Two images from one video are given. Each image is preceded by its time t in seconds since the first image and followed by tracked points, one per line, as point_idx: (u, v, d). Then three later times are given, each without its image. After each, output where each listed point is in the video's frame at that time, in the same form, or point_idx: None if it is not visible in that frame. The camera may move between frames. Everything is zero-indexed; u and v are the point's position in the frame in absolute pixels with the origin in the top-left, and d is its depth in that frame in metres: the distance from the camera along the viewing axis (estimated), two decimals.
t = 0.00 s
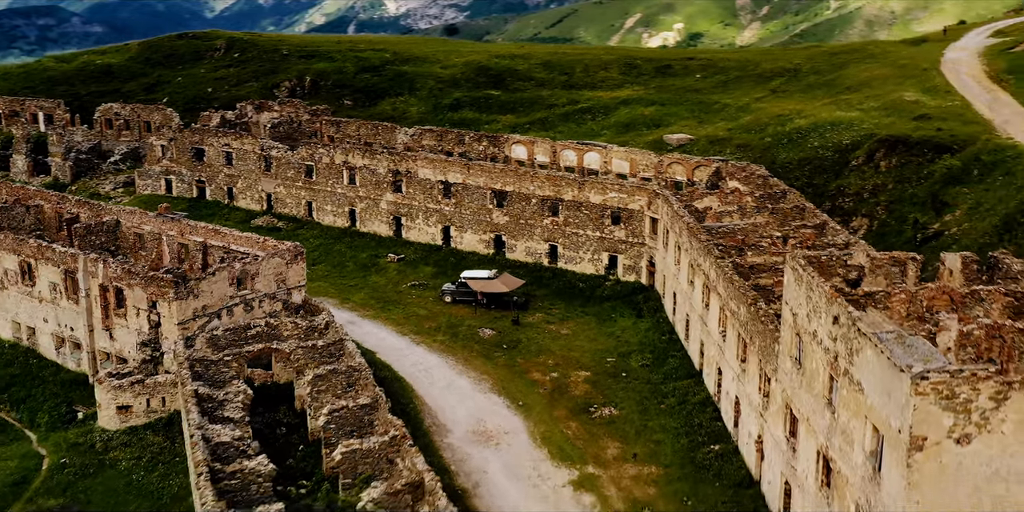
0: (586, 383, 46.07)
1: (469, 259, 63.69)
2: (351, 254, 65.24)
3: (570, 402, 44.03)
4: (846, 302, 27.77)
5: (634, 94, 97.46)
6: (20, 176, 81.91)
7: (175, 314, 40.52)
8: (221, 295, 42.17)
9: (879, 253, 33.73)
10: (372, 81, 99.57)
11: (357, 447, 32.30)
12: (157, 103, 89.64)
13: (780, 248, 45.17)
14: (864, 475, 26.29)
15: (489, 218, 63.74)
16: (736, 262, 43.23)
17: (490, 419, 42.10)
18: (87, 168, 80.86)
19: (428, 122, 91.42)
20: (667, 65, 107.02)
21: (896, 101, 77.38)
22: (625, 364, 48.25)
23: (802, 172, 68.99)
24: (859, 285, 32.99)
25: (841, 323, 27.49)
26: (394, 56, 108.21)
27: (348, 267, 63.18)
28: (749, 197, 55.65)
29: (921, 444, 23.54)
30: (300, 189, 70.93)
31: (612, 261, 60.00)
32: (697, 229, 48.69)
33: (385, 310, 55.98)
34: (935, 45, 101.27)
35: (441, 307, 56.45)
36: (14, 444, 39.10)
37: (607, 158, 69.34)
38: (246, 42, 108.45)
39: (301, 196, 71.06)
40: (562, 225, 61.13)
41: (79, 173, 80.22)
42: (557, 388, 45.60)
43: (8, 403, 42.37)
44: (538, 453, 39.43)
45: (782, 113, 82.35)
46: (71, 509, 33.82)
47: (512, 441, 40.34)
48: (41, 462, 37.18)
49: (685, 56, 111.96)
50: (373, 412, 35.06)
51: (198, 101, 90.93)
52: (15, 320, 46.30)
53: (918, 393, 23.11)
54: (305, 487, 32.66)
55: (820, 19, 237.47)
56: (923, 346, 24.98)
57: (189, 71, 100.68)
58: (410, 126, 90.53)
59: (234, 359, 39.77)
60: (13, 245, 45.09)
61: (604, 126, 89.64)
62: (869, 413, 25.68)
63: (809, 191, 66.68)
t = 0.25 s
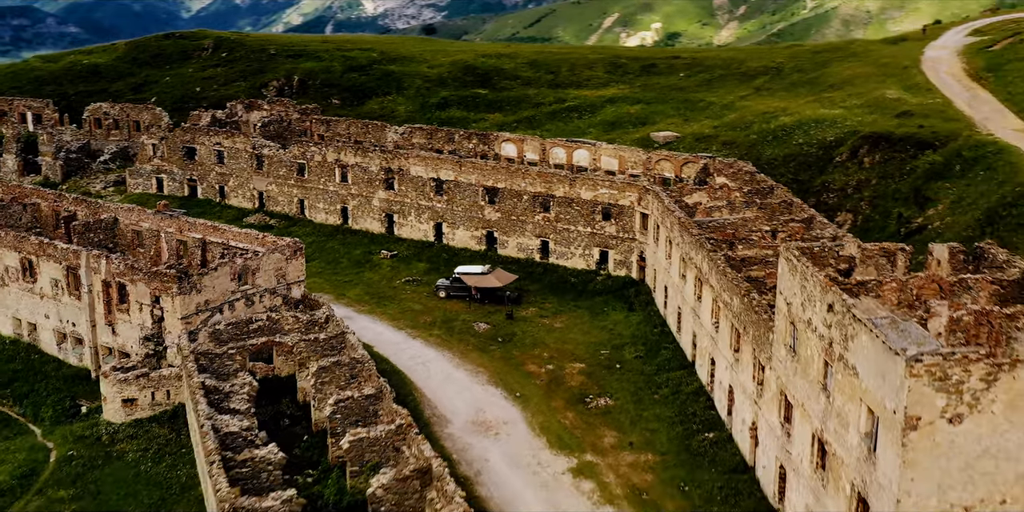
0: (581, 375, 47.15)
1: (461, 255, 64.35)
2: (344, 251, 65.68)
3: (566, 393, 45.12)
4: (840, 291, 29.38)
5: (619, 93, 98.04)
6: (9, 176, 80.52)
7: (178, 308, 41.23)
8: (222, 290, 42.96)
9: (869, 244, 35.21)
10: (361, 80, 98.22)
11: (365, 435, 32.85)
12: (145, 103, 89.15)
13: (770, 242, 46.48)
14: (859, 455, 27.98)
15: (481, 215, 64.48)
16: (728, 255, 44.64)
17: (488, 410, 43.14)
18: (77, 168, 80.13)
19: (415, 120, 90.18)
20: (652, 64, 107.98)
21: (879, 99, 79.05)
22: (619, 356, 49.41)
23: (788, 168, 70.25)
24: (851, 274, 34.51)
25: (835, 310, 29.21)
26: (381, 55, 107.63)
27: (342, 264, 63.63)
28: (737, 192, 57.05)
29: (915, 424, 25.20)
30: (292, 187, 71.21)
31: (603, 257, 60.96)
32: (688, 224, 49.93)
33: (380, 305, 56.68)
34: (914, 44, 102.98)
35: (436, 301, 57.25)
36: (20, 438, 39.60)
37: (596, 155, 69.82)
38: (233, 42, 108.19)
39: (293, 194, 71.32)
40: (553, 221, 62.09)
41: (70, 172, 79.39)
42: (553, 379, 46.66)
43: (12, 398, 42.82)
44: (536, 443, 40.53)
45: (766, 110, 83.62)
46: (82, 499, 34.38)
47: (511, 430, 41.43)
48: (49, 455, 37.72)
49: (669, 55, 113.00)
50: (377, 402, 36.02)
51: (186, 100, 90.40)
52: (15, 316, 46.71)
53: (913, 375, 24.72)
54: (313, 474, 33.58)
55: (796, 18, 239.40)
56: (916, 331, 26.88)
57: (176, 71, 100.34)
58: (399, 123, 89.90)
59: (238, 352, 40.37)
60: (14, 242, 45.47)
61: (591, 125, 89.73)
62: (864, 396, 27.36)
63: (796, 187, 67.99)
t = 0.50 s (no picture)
0: (574, 365, 48.46)
1: (452, 250, 65.31)
2: (335, 246, 66.41)
3: (561, 382, 46.45)
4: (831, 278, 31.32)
5: (603, 91, 99.03)
6: None
7: (182, 302, 41.87)
8: (224, 284, 43.69)
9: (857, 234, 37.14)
10: (346, 79, 98.47)
11: (372, 422, 34.13)
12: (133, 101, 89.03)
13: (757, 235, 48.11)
14: (851, 433, 29.76)
15: (471, 211, 65.51)
16: (718, 246, 46.31)
17: (486, 399, 44.39)
18: (67, 166, 79.69)
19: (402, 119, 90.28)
20: (634, 63, 109.19)
21: (858, 97, 81.03)
22: (610, 346, 50.81)
23: (771, 164, 71.81)
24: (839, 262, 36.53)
25: (826, 296, 31.18)
26: (365, 55, 107.40)
27: (334, 259, 64.37)
28: (723, 187, 58.58)
29: (905, 401, 26.83)
30: (283, 184, 71.79)
31: (591, 251, 62.21)
32: (677, 217, 51.42)
33: (375, 299, 57.63)
34: (891, 42, 104.99)
35: (429, 295, 58.29)
36: (27, 429, 40.26)
37: (583, 152, 71.00)
38: (219, 41, 108.34)
39: (284, 191, 71.91)
40: (542, 216, 63.22)
41: (59, 171, 78.87)
42: (547, 369, 47.96)
43: (15, 392, 43.43)
44: (533, 429, 41.84)
45: (748, 108, 85.20)
46: (93, 486, 35.17)
47: (509, 418, 42.70)
48: (57, 445, 38.43)
49: (651, 54, 114.35)
50: (382, 390, 37.17)
51: (174, 100, 90.51)
52: (17, 311, 47.35)
53: (903, 354, 26.46)
54: (319, 461, 34.58)
55: (770, 17, 241.80)
56: (904, 314, 29.21)
57: (162, 70, 100.71)
58: (387, 121, 89.38)
59: (242, 344, 41.41)
60: (16, 239, 46.03)
61: (575, 123, 89.85)
62: (856, 376, 29.21)
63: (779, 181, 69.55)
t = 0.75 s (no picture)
0: (567, 356, 49.55)
1: (444, 246, 66.17)
2: (328, 242, 67.16)
3: (555, 373, 47.54)
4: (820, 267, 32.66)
5: (588, 90, 100.04)
6: None
7: (185, 295, 42.60)
8: (226, 278, 44.45)
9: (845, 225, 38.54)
10: (334, 78, 99.13)
11: (376, 409, 35.22)
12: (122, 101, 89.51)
13: (745, 228, 49.37)
14: (841, 414, 31.06)
15: (462, 207, 66.43)
16: (707, 239, 47.58)
17: (483, 389, 45.42)
18: (57, 165, 79.83)
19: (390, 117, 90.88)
20: (619, 62, 110.35)
21: (839, 94, 82.68)
22: (602, 338, 52.00)
23: (755, 161, 73.24)
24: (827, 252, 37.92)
25: (817, 284, 32.53)
26: (353, 54, 107.93)
27: (327, 255, 65.13)
28: (710, 183, 59.83)
29: (894, 382, 28.12)
30: (274, 182, 72.48)
31: (581, 246, 63.28)
32: (666, 211, 52.57)
33: (369, 293, 58.47)
34: (871, 41, 106.76)
35: (422, 290, 59.19)
36: (32, 422, 40.88)
37: (571, 149, 72.04)
38: (206, 41, 108.70)
39: (276, 189, 72.57)
40: (533, 212, 64.26)
41: (50, 169, 79.07)
42: (541, 360, 49.03)
43: (18, 386, 44.01)
44: (530, 418, 42.89)
45: (732, 105, 86.63)
46: (103, 475, 35.93)
47: (506, 407, 43.74)
48: (63, 436, 39.12)
49: (636, 53, 115.60)
50: (384, 380, 38.12)
51: (163, 99, 90.79)
52: (18, 307, 47.86)
53: (892, 337, 27.72)
54: (324, 448, 35.50)
55: (748, 17, 243.96)
56: (892, 299, 30.66)
57: (150, 70, 101.07)
58: (375, 119, 89.87)
59: (245, 336, 42.21)
60: (17, 235, 46.58)
61: (562, 121, 90.76)
62: (846, 359, 30.49)
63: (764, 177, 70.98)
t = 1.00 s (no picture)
0: (559, 345, 50.88)
1: (434, 241, 67.27)
2: (320, 238, 68.10)
3: (548, 361, 48.85)
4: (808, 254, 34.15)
5: (572, 88, 101.30)
6: None
7: (187, 288, 43.53)
8: (226, 271, 45.41)
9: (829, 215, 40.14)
10: (321, 77, 99.89)
11: (380, 394, 36.62)
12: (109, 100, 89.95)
13: (731, 221, 50.88)
14: (829, 393, 32.53)
15: (452, 202, 67.59)
16: (695, 231, 49.04)
17: (478, 377, 46.62)
18: (47, 164, 79.54)
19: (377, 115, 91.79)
20: (601, 60, 111.77)
21: (819, 91, 84.50)
22: (593, 328, 53.37)
23: (737, 156, 74.88)
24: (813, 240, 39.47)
25: (805, 270, 34.01)
26: (339, 54, 108.64)
27: (319, 250, 66.07)
28: (695, 177, 61.32)
29: (880, 361, 29.58)
30: (265, 179, 73.33)
31: (569, 240, 64.57)
32: (654, 205, 54.00)
33: (363, 287, 59.55)
34: (848, 40, 108.81)
35: (415, 283, 60.29)
36: (39, 412, 41.69)
37: (557, 145, 73.32)
38: (192, 40, 109.16)
39: (267, 186, 73.46)
40: (522, 207, 65.51)
41: (40, 169, 78.78)
42: (534, 349, 50.34)
43: (22, 378, 44.78)
44: (525, 404, 44.15)
45: (714, 103, 88.27)
46: (113, 461, 36.87)
47: (502, 395, 44.97)
48: (71, 425, 39.99)
49: (618, 51, 117.09)
50: (385, 367, 39.29)
51: (150, 98, 91.29)
52: (19, 301, 48.58)
53: (877, 318, 29.20)
54: (330, 433, 36.60)
55: (723, 17, 246.29)
56: (877, 283, 32.17)
57: (137, 69, 101.43)
58: (363, 117, 90.79)
59: (247, 326, 43.32)
60: (18, 230, 47.29)
61: (547, 118, 92.00)
62: (833, 340, 31.97)
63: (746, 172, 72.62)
